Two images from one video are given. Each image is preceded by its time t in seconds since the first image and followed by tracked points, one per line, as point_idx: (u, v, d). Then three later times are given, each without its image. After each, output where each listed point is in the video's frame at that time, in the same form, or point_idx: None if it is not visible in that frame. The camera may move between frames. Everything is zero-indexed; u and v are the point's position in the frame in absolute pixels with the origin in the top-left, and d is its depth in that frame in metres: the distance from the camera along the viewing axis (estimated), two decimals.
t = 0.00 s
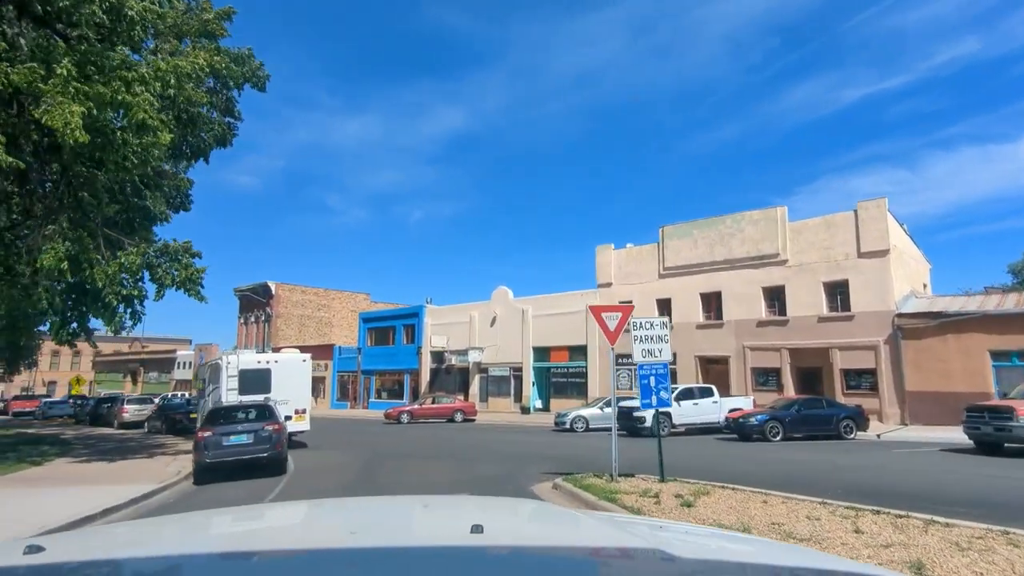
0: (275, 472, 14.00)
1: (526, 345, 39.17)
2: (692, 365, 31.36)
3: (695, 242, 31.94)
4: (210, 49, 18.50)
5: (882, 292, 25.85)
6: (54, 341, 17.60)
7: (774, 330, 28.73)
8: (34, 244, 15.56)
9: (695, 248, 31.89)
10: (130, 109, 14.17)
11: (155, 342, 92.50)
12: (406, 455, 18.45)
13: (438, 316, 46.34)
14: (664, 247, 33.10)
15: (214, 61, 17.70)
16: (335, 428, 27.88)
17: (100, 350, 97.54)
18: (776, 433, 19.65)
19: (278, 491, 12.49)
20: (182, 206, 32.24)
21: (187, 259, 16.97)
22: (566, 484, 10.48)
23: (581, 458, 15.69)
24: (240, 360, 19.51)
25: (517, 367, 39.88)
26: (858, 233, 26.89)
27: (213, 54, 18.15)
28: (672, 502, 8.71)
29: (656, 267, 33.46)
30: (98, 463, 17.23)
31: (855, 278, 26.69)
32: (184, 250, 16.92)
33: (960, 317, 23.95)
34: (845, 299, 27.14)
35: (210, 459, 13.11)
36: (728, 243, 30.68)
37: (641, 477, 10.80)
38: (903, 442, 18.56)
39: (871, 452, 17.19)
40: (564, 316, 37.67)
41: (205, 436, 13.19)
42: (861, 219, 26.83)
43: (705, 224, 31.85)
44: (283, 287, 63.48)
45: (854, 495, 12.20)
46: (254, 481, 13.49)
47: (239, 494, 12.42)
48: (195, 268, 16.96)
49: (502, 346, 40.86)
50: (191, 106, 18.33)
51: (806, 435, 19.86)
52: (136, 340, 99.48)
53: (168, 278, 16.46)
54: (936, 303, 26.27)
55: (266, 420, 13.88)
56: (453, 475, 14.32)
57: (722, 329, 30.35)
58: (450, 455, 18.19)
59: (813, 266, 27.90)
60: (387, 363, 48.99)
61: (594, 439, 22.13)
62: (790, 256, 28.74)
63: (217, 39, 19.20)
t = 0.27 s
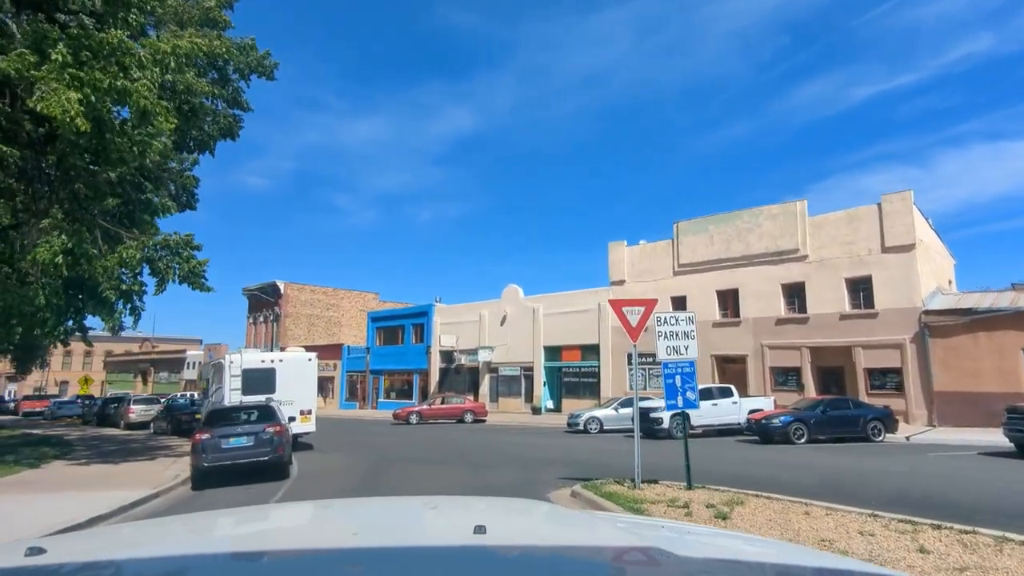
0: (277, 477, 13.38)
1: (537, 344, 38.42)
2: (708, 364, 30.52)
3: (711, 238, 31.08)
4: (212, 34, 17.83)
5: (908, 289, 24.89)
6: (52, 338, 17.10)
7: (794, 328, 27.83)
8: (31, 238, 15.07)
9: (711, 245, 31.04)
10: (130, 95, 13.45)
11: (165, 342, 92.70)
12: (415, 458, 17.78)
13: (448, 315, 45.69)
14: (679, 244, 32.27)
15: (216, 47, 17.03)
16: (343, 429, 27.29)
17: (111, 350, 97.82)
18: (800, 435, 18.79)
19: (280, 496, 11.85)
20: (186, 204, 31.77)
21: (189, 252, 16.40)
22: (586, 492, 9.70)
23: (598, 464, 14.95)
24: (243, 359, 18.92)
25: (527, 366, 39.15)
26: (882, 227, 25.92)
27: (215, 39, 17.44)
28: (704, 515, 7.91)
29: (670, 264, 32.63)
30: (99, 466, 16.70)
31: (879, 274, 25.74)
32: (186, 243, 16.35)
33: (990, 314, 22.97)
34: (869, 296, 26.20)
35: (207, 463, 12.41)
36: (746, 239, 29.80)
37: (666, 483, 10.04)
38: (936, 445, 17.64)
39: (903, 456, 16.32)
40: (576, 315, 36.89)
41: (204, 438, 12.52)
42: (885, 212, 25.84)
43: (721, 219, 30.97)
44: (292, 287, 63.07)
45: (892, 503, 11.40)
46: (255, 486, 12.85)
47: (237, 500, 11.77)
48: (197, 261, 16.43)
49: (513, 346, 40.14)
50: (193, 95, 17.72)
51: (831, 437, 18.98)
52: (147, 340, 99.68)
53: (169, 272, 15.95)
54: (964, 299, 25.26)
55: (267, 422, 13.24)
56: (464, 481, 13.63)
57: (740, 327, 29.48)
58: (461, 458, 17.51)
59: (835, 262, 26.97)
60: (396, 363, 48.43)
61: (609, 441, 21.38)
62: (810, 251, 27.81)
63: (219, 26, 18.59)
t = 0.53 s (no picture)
0: (275, 482, 12.66)
1: (545, 343, 37.70)
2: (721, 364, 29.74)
3: (723, 234, 30.26)
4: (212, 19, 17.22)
5: (930, 285, 24.00)
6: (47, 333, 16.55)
7: (810, 326, 26.99)
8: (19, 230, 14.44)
9: (724, 241, 30.22)
10: (119, 79, 12.74)
11: (171, 341, 92.54)
12: (419, 461, 17.09)
13: (454, 314, 45.02)
14: (690, 240, 31.47)
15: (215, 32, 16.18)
16: (347, 430, 26.66)
17: (118, 350, 97.84)
18: (821, 437, 17.98)
19: (277, 500, 11.18)
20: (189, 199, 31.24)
21: (185, 244, 15.69)
22: (603, 501, 8.94)
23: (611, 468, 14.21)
24: (242, 358, 18.32)
25: (535, 366, 38.44)
26: (902, 221, 25.02)
27: (212, 24, 16.80)
28: (737, 528, 7.16)
29: (682, 260, 31.84)
30: (92, 468, 16.12)
31: (899, 270, 24.86)
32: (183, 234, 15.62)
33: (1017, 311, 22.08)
34: (888, 292, 25.31)
35: (200, 467, 11.75)
36: (760, 235, 28.97)
37: (689, 491, 9.30)
38: (966, 449, 16.79)
39: (933, 460, 15.48)
40: (584, 313, 36.14)
41: (196, 441, 11.86)
42: (906, 206, 24.94)
43: (734, 215, 30.14)
44: (297, 286, 62.57)
45: (931, 512, 10.58)
46: (251, 490, 12.19)
47: (231, 507, 11.11)
48: (193, 254, 15.76)
49: (520, 345, 39.44)
50: (190, 82, 17.11)
51: (854, 439, 18.16)
52: (153, 340, 99.61)
53: (164, 265, 15.24)
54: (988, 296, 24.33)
55: (264, 424, 12.53)
56: (470, 485, 12.93)
57: (754, 326, 28.67)
58: (467, 461, 16.80)
59: (853, 258, 26.09)
60: (402, 362, 47.83)
61: (621, 444, 20.63)
62: (827, 247, 26.95)
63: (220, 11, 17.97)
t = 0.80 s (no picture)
0: (271, 486, 12.00)
1: (552, 342, 36.94)
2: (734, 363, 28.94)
3: (736, 229, 29.43)
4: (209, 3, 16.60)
5: (953, 281, 23.11)
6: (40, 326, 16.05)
7: (827, 324, 26.14)
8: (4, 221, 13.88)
9: (737, 236, 29.39)
10: (102, 63, 12.04)
11: (176, 341, 92.31)
12: (424, 464, 16.39)
13: (459, 312, 44.31)
14: (702, 236, 30.65)
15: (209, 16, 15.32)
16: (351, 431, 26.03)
17: (124, 349, 97.73)
18: (844, 439, 17.16)
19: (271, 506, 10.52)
20: (192, 194, 30.66)
21: (179, 235, 14.96)
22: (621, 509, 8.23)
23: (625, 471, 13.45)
24: (240, 356, 17.70)
25: (542, 365, 37.68)
26: (924, 215, 24.13)
27: (206, 7, 16.13)
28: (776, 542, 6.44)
29: (693, 257, 31.03)
30: (84, 471, 15.51)
31: (920, 266, 23.98)
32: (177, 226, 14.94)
33: None
34: (909, 289, 24.42)
35: (190, 472, 11.10)
36: (774, 230, 28.13)
37: (716, 499, 8.58)
38: (997, 451, 15.94)
39: (965, 464, 14.63)
40: (592, 311, 35.35)
41: (185, 443, 11.20)
42: (927, 199, 24.04)
43: (747, 209, 29.29)
44: (301, 284, 62.01)
45: (976, 522, 9.77)
46: (245, 495, 11.54)
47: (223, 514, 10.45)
48: (187, 247, 15.10)
49: (527, 344, 38.70)
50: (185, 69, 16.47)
51: (878, 441, 17.34)
52: (159, 340, 99.45)
53: (157, 258, 14.50)
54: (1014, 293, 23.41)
55: (257, 425, 11.83)
56: (477, 490, 12.22)
57: (768, 324, 27.85)
58: (474, 465, 16.09)
59: (872, 253, 25.23)
60: (406, 362, 47.19)
61: (634, 446, 19.89)
62: (845, 242, 26.08)
63: None
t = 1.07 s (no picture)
0: (265, 489, 11.32)
1: (558, 341, 36.21)
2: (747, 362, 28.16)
3: (748, 225, 28.62)
4: None
5: (976, 277, 22.27)
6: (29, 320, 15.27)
7: (843, 322, 25.32)
8: None
9: (749, 232, 28.58)
10: (85, 45, 11.36)
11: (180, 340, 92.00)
12: (427, 467, 15.70)
13: (464, 310, 43.61)
14: (713, 232, 29.85)
15: (204, 1, 14.60)
16: (352, 431, 25.36)
17: (128, 348, 97.50)
18: (867, 442, 16.38)
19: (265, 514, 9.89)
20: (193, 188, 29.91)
21: (172, 225, 14.08)
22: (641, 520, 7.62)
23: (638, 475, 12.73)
24: (236, 354, 17.05)
25: (548, 364, 36.95)
26: (945, 209, 23.28)
27: None
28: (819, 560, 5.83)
29: (704, 253, 30.24)
30: (72, 473, 14.88)
31: (941, 262, 23.13)
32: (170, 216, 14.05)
33: None
34: (930, 286, 23.58)
35: (177, 476, 10.43)
36: (788, 225, 27.31)
37: (744, 509, 7.96)
38: None
39: (998, 470, 13.83)
40: (600, 309, 34.59)
41: (172, 446, 10.52)
42: (948, 193, 23.19)
43: (759, 204, 28.46)
44: (305, 283, 61.41)
45: None
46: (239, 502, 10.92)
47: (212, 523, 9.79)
48: (181, 237, 14.18)
49: (533, 343, 37.97)
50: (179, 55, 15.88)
51: (902, 444, 16.54)
52: (163, 339, 99.15)
53: (150, 250, 13.50)
54: None
55: (249, 425, 11.12)
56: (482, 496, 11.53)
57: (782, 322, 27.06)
58: (479, 468, 15.37)
59: (890, 249, 24.40)
60: (411, 361, 46.55)
61: (645, 448, 19.13)
62: (862, 238, 25.24)
63: None
